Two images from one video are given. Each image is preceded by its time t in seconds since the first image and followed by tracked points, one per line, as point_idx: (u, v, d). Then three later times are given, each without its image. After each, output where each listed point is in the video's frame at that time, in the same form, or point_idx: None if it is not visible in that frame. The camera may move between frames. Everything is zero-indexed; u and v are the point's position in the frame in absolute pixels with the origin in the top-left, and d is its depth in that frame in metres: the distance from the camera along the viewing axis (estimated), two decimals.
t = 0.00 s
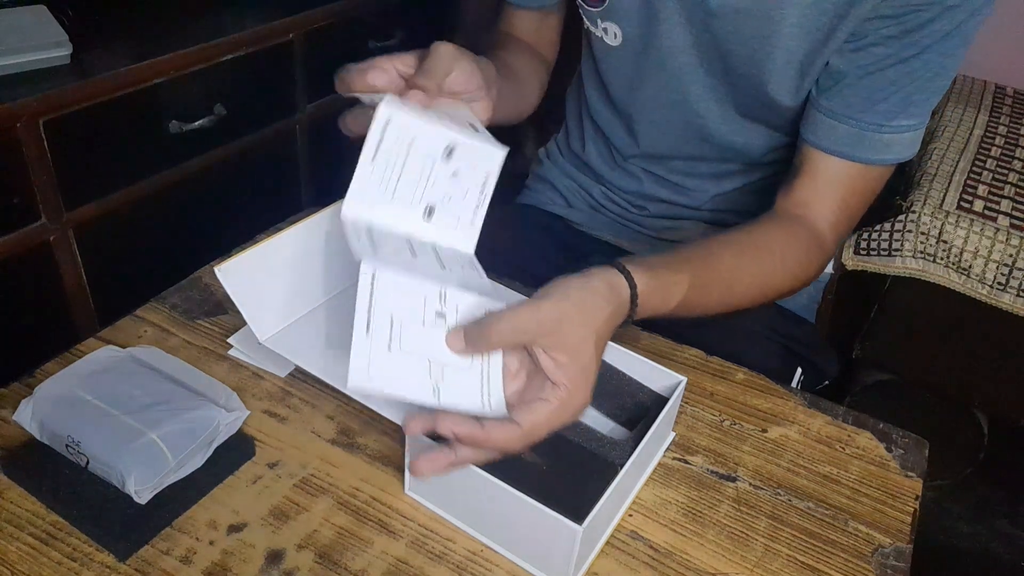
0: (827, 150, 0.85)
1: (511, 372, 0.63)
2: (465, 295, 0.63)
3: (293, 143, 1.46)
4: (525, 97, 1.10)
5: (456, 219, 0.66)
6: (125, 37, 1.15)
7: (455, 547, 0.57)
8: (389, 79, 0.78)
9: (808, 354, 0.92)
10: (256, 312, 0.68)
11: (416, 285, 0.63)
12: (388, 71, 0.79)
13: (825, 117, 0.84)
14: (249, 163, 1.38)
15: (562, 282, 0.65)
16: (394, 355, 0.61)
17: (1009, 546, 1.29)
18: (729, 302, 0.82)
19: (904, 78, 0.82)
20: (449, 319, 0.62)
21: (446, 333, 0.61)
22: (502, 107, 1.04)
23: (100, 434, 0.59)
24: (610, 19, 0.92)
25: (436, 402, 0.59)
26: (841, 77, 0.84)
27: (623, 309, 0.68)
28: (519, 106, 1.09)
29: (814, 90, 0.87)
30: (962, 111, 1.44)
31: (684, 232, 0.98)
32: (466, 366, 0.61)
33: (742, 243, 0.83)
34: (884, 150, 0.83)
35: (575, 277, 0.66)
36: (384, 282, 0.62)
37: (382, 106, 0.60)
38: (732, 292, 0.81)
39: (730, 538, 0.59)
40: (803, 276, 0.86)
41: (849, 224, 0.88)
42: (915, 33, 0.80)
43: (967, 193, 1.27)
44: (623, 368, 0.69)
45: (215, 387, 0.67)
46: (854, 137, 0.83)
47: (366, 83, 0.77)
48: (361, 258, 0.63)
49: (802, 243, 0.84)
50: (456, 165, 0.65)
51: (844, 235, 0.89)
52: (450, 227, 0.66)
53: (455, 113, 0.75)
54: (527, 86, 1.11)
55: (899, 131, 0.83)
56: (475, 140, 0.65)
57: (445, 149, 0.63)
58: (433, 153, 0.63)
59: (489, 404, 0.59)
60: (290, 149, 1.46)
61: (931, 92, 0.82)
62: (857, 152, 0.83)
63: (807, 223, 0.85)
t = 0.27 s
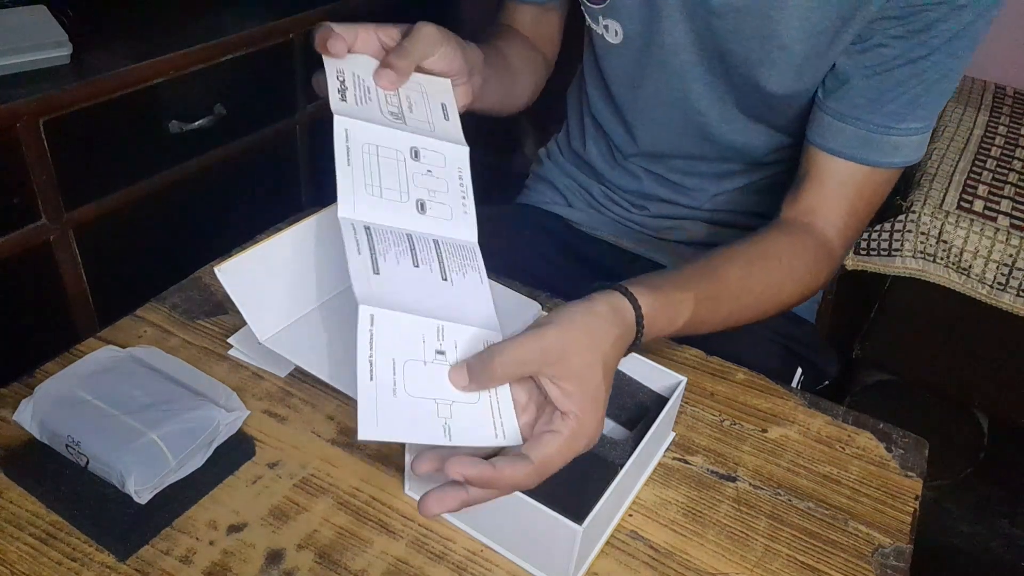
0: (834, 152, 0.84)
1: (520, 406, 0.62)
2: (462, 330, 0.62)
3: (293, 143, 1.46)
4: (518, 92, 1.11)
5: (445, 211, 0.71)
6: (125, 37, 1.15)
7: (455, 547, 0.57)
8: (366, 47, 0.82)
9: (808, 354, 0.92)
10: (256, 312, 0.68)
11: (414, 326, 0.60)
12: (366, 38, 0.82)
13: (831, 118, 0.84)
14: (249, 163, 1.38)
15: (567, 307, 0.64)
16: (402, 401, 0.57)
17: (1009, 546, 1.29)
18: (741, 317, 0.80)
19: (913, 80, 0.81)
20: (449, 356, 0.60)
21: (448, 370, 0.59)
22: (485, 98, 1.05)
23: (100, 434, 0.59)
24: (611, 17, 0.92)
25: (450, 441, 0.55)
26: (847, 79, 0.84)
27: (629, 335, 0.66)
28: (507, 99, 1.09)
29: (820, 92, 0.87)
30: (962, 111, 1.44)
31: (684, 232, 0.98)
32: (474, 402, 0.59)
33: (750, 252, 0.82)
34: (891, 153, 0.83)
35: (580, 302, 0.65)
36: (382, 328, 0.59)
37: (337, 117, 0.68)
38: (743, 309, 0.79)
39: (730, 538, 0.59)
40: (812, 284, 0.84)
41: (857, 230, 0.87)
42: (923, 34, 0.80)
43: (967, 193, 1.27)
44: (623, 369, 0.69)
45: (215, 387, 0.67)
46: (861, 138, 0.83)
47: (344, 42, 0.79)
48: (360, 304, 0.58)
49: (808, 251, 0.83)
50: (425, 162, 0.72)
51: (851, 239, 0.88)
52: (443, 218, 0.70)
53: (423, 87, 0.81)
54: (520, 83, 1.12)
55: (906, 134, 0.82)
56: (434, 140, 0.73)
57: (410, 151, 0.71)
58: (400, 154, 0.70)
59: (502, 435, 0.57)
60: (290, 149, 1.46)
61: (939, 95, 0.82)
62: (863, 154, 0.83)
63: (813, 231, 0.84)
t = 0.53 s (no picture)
0: (834, 153, 0.84)
1: (521, 405, 0.61)
2: (459, 330, 0.62)
3: (293, 143, 1.46)
4: (517, 90, 1.11)
5: (443, 210, 0.72)
6: (124, 37, 1.15)
7: (455, 547, 0.57)
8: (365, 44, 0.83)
9: (807, 354, 0.92)
10: (255, 313, 0.67)
11: (413, 326, 0.60)
12: (364, 35, 0.83)
13: (831, 120, 0.84)
14: (248, 163, 1.38)
15: (567, 306, 0.64)
16: (403, 401, 0.56)
17: (1010, 546, 1.29)
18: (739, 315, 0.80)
19: (913, 82, 0.81)
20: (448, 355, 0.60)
21: (448, 371, 0.59)
22: (485, 95, 1.05)
23: (100, 433, 0.59)
24: (612, 16, 0.92)
25: (454, 439, 0.55)
26: (847, 80, 0.84)
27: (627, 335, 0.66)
28: (508, 95, 1.09)
29: (820, 94, 0.87)
30: (962, 111, 1.44)
31: (684, 232, 0.98)
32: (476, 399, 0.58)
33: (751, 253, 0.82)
34: (891, 154, 0.83)
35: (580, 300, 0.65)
36: (381, 328, 0.59)
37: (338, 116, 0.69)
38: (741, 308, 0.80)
39: (730, 538, 0.59)
40: (811, 284, 0.84)
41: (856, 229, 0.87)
42: (924, 36, 0.79)
43: (967, 193, 1.27)
44: (623, 369, 0.69)
45: (215, 386, 0.67)
46: (861, 140, 0.82)
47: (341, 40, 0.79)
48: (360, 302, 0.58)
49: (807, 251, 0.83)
50: (423, 162, 0.73)
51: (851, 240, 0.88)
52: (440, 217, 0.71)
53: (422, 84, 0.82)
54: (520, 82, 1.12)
55: (907, 135, 0.82)
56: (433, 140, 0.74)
57: (410, 151, 0.72)
58: (399, 154, 0.71)
59: (505, 432, 0.57)
60: (290, 149, 1.46)
61: (939, 97, 0.82)
62: (863, 156, 0.83)
63: (814, 232, 0.84)
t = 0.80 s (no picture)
0: (834, 155, 0.84)
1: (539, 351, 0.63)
2: (443, 288, 0.69)
3: (293, 143, 1.46)
4: (516, 89, 1.11)
5: (414, 218, 0.75)
6: (125, 37, 1.15)
7: (455, 546, 0.57)
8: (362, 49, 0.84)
9: (807, 354, 0.92)
10: (255, 314, 0.68)
11: (401, 280, 0.67)
12: (362, 40, 0.83)
13: (832, 123, 0.84)
14: (249, 163, 1.38)
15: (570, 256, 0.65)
16: (400, 344, 0.62)
17: (1010, 546, 1.29)
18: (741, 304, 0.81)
19: (915, 84, 0.81)
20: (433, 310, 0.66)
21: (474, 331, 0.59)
22: (484, 94, 1.05)
23: (100, 434, 0.59)
24: (612, 16, 0.92)
25: (445, 377, 0.61)
26: (848, 84, 0.84)
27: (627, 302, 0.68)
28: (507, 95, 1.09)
29: (820, 96, 0.87)
30: (962, 111, 1.44)
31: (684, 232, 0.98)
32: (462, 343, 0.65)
33: (753, 246, 0.82)
34: (891, 155, 0.83)
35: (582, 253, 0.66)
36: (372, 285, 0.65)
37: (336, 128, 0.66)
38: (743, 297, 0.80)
39: (730, 538, 0.59)
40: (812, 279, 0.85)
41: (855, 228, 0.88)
42: (924, 39, 0.80)
43: (967, 193, 1.27)
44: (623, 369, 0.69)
45: (215, 386, 0.67)
46: (861, 142, 0.83)
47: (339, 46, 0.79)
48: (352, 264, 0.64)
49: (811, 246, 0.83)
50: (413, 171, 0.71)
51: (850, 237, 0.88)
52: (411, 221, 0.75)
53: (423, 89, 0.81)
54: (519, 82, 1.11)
55: (906, 138, 0.83)
56: (432, 147, 0.70)
57: (404, 159, 0.70)
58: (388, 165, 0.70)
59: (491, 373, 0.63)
60: (290, 148, 1.46)
61: (939, 99, 0.82)
62: (863, 158, 0.83)
63: (817, 226, 0.84)
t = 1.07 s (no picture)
0: (850, 161, 0.84)
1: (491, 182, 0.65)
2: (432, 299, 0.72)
3: (293, 143, 1.46)
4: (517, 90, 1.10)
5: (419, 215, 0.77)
6: (124, 37, 1.15)
7: (455, 547, 0.57)
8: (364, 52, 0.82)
9: (807, 354, 0.92)
10: (256, 313, 0.68)
11: (389, 302, 0.71)
12: (363, 44, 0.82)
13: (843, 130, 0.83)
14: (248, 163, 1.38)
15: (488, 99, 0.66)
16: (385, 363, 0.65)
17: (1010, 546, 1.29)
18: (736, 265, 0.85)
19: (924, 88, 0.79)
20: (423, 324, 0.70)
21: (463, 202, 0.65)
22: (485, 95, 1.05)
23: (100, 433, 0.59)
24: (613, 17, 0.92)
25: (435, 386, 0.63)
26: (859, 91, 0.83)
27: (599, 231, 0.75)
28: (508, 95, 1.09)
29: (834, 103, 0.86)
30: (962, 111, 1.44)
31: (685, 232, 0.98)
32: (453, 352, 0.67)
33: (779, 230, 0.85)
34: (908, 158, 0.82)
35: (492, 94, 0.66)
36: (360, 308, 0.69)
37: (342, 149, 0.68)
38: (737, 259, 0.85)
39: (730, 538, 0.59)
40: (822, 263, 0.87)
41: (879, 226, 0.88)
42: (929, 43, 0.78)
43: (968, 193, 1.27)
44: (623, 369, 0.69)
45: (215, 386, 0.67)
46: (873, 147, 0.82)
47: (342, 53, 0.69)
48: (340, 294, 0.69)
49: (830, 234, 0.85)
50: (420, 179, 0.74)
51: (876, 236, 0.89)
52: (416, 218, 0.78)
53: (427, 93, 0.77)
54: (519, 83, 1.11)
55: (923, 140, 0.81)
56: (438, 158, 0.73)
57: (410, 168, 0.72)
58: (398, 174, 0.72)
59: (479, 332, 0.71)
60: (290, 148, 1.46)
61: (953, 101, 0.80)
62: (877, 162, 0.82)
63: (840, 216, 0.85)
